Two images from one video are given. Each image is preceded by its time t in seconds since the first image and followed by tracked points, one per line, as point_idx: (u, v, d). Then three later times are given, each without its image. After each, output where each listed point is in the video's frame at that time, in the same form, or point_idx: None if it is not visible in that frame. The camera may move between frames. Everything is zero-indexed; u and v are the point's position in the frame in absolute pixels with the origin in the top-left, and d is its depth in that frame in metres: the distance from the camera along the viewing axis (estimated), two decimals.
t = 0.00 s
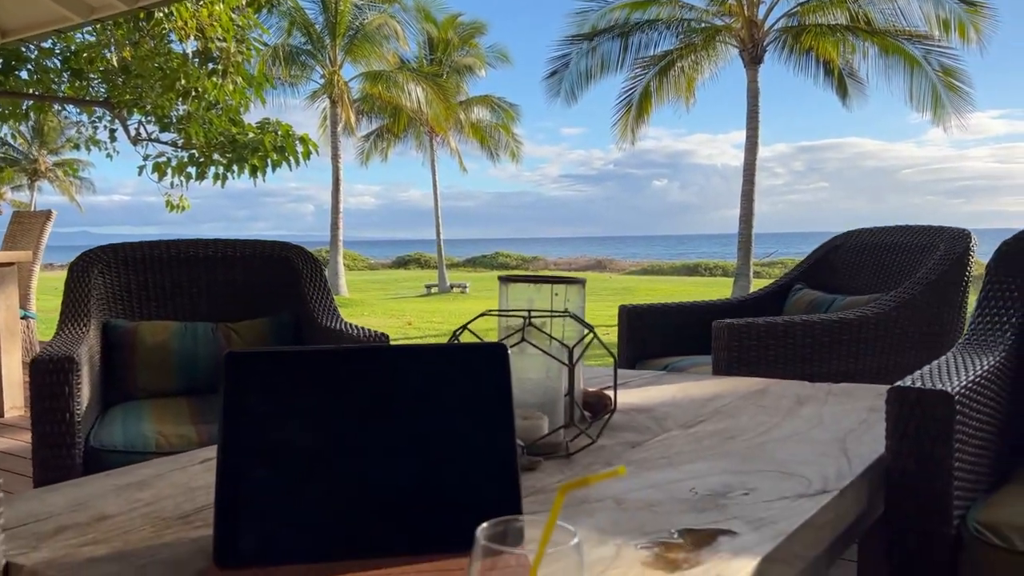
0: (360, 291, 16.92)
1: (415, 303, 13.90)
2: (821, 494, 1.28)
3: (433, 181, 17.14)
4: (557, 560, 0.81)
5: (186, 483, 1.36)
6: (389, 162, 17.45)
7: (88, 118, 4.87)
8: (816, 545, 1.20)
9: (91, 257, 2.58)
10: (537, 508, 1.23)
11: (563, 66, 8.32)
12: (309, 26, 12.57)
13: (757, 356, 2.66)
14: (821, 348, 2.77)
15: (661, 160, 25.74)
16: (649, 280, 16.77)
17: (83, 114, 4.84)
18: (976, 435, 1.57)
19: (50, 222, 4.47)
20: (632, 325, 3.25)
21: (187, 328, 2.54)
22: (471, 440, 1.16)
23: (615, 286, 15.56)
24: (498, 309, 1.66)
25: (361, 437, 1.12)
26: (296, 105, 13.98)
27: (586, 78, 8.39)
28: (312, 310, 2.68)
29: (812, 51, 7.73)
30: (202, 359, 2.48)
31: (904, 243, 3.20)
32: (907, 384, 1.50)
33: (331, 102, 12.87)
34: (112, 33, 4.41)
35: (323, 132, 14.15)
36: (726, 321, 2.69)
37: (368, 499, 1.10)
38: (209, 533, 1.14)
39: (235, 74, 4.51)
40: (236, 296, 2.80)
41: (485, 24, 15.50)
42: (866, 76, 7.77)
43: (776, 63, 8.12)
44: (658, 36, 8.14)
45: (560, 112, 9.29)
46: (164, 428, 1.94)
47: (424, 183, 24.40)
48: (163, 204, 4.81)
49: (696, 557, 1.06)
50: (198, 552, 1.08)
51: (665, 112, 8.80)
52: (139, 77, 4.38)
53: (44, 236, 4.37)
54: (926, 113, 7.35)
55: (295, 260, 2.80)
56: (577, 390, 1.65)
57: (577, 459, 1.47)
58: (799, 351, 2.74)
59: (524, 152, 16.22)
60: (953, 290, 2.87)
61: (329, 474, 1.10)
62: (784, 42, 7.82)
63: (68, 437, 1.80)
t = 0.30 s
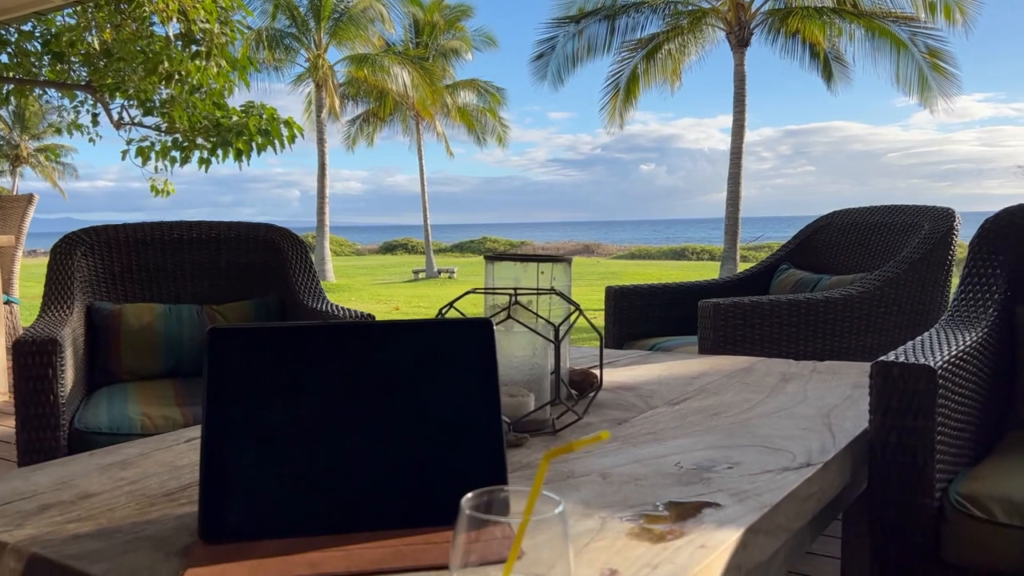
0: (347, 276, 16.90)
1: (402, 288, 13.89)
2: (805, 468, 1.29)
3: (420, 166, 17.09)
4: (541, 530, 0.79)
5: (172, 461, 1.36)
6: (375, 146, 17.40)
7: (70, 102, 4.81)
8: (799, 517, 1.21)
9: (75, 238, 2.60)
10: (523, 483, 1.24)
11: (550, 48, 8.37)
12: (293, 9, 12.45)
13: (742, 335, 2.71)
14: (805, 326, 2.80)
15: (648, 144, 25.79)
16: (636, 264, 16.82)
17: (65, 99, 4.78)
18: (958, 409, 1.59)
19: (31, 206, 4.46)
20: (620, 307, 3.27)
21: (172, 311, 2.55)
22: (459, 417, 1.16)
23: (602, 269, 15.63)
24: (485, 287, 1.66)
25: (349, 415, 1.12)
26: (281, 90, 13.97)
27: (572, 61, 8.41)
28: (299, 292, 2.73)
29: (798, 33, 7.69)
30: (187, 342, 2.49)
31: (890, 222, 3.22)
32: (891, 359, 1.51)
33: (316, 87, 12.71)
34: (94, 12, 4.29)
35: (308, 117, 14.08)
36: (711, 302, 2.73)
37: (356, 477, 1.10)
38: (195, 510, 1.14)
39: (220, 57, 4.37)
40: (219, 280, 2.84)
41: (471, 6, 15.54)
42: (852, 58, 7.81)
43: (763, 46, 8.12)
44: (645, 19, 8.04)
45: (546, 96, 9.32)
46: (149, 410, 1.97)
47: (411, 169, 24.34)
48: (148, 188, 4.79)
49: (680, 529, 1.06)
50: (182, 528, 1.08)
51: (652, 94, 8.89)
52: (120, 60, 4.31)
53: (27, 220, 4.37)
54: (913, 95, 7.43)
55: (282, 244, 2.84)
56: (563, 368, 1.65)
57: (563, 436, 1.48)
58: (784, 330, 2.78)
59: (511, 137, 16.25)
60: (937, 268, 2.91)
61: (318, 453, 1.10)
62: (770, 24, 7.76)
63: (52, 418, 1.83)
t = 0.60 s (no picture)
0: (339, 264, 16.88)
1: (393, 275, 13.88)
2: (796, 446, 1.29)
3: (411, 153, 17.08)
4: (531, 505, 0.78)
5: (162, 442, 1.35)
6: (366, 133, 17.32)
7: (57, 88, 4.75)
8: (789, 495, 1.22)
9: (63, 223, 2.60)
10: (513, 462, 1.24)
11: (541, 34, 8.38)
12: None
13: (733, 318, 2.71)
14: (796, 309, 2.81)
15: (639, 132, 25.77)
16: (628, 251, 16.86)
17: (51, 84, 4.72)
18: (947, 389, 1.60)
19: (19, 191, 4.43)
20: (611, 292, 3.27)
21: (162, 295, 2.55)
22: (452, 397, 1.16)
23: (594, 255, 15.66)
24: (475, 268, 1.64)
25: (340, 394, 1.12)
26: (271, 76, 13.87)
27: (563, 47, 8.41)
28: (289, 277, 2.74)
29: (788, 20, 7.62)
30: (176, 328, 2.48)
31: (881, 205, 3.24)
32: (881, 339, 1.52)
33: (306, 74, 12.63)
34: None
35: (298, 105, 14.01)
36: (700, 285, 2.72)
37: (347, 457, 1.09)
38: (185, 491, 1.13)
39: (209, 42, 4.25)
40: (209, 264, 2.83)
41: None
42: (843, 45, 7.83)
43: (753, 31, 7.99)
44: (636, 5, 7.99)
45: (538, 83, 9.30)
46: (138, 394, 1.98)
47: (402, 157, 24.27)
48: (137, 175, 4.79)
49: (670, 505, 1.07)
50: (172, 509, 1.07)
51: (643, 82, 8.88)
52: (107, 45, 4.17)
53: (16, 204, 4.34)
54: (904, 82, 7.40)
55: (273, 229, 2.84)
56: (554, 350, 1.65)
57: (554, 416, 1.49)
58: (774, 313, 2.79)
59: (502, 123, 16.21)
60: (927, 252, 2.94)
61: (309, 433, 1.09)
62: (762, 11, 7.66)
63: (41, 401, 1.86)
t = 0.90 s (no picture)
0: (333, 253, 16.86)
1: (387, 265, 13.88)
2: (790, 429, 1.29)
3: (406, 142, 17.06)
4: (526, 484, 0.78)
5: (154, 426, 1.35)
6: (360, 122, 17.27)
7: (48, 74, 4.71)
8: (783, 477, 1.22)
9: (54, 209, 2.59)
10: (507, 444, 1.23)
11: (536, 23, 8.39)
12: None
13: (727, 304, 2.71)
14: (791, 294, 2.82)
15: (635, 122, 25.73)
16: (623, 241, 16.87)
17: (42, 71, 4.68)
18: (942, 373, 1.60)
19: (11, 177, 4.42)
20: (606, 280, 3.28)
21: (154, 282, 2.54)
22: (446, 380, 1.15)
23: (588, 245, 15.67)
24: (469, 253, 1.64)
25: (334, 378, 1.11)
26: (265, 64, 13.82)
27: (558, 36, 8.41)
28: (282, 263, 2.73)
29: (783, 9, 7.61)
30: (169, 314, 2.48)
31: (876, 191, 3.24)
32: (875, 322, 1.52)
33: (300, 61, 12.58)
34: None
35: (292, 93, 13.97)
36: (694, 271, 2.73)
37: (342, 439, 1.09)
38: (176, 473, 1.13)
39: (202, 29, 4.18)
40: (202, 251, 2.82)
41: None
42: (838, 34, 7.81)
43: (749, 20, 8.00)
44: None
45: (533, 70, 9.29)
46: (131, 380, 1.99)
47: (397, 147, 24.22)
48: (130, 163, 4.77)
49: (665, 486, 1.06)
50: (164, 490, 1.07)
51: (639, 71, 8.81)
52: (100, 32, 4.06)
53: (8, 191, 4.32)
54: (901, 72, 7.35)
55: (266, 215, 2.83)
56: (548, 336, 1.66)
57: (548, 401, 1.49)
58: (768, 300, 2.80)
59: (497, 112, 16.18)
60: (921, 238, 2.95)
61: (303, 418, 1.09)
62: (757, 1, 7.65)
63: (33, 385, 1.87)
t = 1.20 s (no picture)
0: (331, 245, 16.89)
1: (385, 256, 13.91)
2: (789, 416, 1.28)
3: (404, 133, 17.07)
4: (523, 468, 0.77)
5: (150, 411, 1.34)
6: (358, 113, 17.25)
7: (44, 64, 4.70)
8: (782, 463, 1.22)
9: (49, 196, 2.58)
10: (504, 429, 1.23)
11: (535, 14, 8.42)
12: None
13: (726, 293, 2.71)
14: (789, 285, 2.82)
15: (633, 114, 25.73)
16: (620, 233, 16.90)
17: (39, 60, 4.67)
18: (940, 362, 1.60)
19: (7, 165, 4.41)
20: (604, 269, 3.28)
21: (150, 270, 2.53)
22: (443, 367, 1.15)
23: (585, 236, 15.70)
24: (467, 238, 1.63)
25: (331, 363, 1.11)
26: (262, 55, 13.81)
27: (557, 27, 8.42)
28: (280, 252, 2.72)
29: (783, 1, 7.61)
30: (165, 302, 2.47)
31: (875, 181, 3.24)
32: (874, 309, 1.52)
33: (297, 51, 12.62)
34: None
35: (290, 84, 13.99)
36: (693, 261, 2.72)
37: (338, 426, 1.08)
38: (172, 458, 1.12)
39: (199, 18, 4.15)
40: (199, 238, 2.81)
41: None
42: (837, 26, 7.82)
43: (748, 10, 8.02)
44: None
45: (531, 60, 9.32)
46: (126, 367, 2.00)
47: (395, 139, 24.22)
48: (128, 154, 4.78)
49: (664, 471, 1.06)
50: (159, 474, 1.06)
51: (637, 62, 8.77)
52: (95, 21, 4.01)
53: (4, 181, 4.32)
54: (898, 64, 7.39)
55: (262, 203, 2.81)
56: (545, 324, 1.65)
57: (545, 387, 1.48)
58: (766, 290, 2.80)
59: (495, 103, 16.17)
60: (919, 228, 2.94)
61: (300, 406, 1.08)
62: None
63: (27, 372, 1.88)
